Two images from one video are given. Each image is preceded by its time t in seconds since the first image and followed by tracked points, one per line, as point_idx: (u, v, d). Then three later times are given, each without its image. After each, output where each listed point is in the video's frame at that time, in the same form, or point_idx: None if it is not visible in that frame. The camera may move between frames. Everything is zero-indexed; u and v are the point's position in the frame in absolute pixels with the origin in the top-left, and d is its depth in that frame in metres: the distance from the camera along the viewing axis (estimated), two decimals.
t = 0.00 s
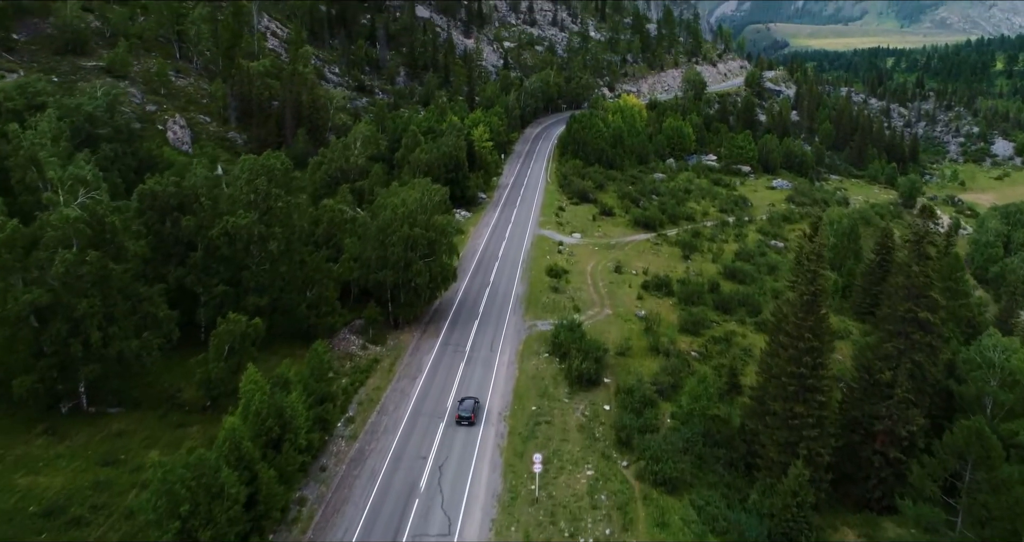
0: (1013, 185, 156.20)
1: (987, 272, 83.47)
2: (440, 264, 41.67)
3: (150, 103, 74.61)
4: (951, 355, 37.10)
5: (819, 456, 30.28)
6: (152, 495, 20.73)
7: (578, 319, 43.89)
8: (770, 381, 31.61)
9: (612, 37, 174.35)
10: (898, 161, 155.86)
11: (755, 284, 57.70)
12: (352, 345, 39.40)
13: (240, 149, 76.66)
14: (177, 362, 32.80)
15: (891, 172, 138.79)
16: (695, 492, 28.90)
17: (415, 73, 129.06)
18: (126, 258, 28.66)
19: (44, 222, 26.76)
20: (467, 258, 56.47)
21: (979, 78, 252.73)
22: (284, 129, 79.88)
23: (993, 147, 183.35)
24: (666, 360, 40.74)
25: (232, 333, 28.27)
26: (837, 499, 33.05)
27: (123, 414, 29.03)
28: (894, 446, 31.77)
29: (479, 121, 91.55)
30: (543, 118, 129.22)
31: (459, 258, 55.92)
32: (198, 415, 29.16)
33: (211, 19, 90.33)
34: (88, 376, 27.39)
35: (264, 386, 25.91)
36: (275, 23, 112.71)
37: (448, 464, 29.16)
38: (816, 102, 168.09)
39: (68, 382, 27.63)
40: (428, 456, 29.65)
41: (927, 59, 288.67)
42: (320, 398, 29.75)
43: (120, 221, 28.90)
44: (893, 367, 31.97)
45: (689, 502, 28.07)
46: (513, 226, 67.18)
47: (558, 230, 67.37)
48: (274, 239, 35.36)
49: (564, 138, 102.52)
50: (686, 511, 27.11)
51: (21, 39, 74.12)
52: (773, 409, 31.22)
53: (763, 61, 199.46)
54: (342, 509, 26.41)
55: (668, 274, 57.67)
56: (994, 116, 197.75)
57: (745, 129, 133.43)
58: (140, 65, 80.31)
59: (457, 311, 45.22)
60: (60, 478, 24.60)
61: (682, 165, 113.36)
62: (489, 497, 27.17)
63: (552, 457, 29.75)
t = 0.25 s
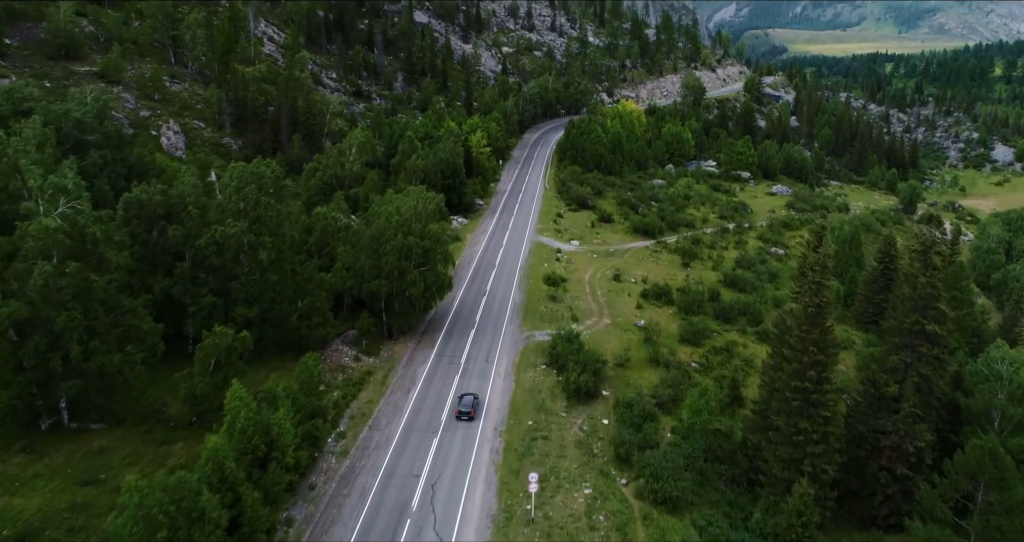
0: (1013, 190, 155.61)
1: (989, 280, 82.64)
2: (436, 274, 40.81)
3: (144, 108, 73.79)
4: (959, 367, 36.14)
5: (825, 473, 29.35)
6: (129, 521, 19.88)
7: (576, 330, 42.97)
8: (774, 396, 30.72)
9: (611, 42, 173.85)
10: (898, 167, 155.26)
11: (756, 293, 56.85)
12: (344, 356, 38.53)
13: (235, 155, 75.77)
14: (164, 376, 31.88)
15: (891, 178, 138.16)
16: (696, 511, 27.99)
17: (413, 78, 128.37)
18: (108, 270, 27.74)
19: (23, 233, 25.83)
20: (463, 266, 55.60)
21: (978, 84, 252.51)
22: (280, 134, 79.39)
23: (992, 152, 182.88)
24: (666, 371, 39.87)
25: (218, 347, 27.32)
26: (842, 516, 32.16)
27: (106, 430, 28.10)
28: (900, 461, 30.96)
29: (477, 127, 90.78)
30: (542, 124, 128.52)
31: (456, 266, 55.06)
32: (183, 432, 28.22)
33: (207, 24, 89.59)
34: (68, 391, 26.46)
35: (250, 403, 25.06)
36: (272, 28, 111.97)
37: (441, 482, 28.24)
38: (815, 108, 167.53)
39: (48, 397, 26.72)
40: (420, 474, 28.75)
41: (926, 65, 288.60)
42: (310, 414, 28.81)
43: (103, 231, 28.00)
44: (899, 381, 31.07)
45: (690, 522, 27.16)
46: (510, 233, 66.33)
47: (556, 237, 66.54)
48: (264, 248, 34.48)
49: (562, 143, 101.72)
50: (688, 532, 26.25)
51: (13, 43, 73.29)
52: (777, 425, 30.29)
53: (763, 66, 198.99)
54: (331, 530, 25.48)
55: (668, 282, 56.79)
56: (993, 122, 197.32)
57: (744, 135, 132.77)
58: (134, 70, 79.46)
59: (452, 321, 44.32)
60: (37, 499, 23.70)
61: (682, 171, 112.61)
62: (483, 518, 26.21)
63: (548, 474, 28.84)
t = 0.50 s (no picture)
0: (1014, 196, 154.98)
1: (993, 287, 81.78)
2: (431, 283, 39.91)
3: (138, 114, 73.03)
4: (966, 380, 35.26)
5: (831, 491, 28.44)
6: None
7: (574, 341, 42.04)
8: (777, 410, 29.83)
9: (610, 48, 173.36)
10: (898, 173, 154.67)
11: (757, 301, 55.99)
12: (337, 368, 37.61)
13: (230, 161, 74.92)
14: (150, 390, 30.96)
15: (891, 184, 137.47)
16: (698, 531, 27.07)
17: (412, 84, 127.69)
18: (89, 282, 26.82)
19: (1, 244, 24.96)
20: (459, 274, 54.74)
21: (977, 89, 252.23)
22: (276, 140, 78.41)
23: (993, 158, 182.42)
24: (666, 383, 38.97)
25: (203, 362, 26.37)
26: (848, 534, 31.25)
27: (87, 447, 27.17)
28: (908, 478, 30.08)
29: (475, 133, 89.99)
30: (541, 129, 127.85)
31: (452, 274, 54.17)
32: (168, 449, 27.28)
33: (203, 29, 88.87)
34: (47, 408, 25.54)
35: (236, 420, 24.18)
36: (269, 33, 111.29)
37: (434, 501, 27.31)
38: (815, 113, 166.98)
39: (26, 414, 25.79)
40: (413, 492, 27.82)
41: (925, 71, 288.61)
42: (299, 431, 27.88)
43: (84, 242, 27.10)
44: (907, 396, 30.18)
45: None
46: (508, 241, 65.48)
47: (554, 245, 65.67)
48: (254, 258, 33.60)
49: (561, 149, 100.94)
50: None
51: (6, 49, 72.51)
52: (781, 441, 29.38)
53: (762, 72, 198.54)
54: None
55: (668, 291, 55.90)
56: (993, 128, 196.86)
57: (744, 141, 132.09)
58: (129, 76, 78.69)
59: (448, 331, 43.40)
60: (12, 521, 22.76)
61: (681, 177, 111.83)
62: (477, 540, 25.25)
63: (545, 493, 27.91)
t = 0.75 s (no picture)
0: (1014, 203, 154.27)
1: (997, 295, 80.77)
2: (425, 295, 38.86)
3: (131, 121, 72.15)
4: (976, 395, 34.16)
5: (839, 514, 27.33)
6: None
7: (572, 354, 40.94)
8: (782, 429, 28.74)
9: (609, 54, 172.81)
10: (898, 179, 153.95)
11: (759, 312, 54.97)
12: (328, 383, 36.53)
13: (224, 168, 73.93)
14: (132, 408, 29.87)
15: (892, 191, 136.67)
16: None
17: (409, 90, 126.89)
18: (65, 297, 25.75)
19: None
20: (455, 284, 53.66)
21: (977, 96, 251.99)
22: (271, 147, 77.39)
23: (993, 164, 181.78)
24: (666, 398, 37.90)
25: (184, 380, 25.23)
26: None
27: (63, 469, 26.07)
28: (917, 499, 29.01)
29: (472, 140, 89.08)
30: (539, 136, 126.97)
31: (447, 284, 53.11)
32: (148, 470, 26.20)
33: (198, 35, 88.02)
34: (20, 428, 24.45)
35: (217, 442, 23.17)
36: (265, 39, 110.51)
37: (425, 524, 26.21)
38: (815, 120, 166.35)
39: None
40: (403, 515, 26.70)
41: (924, 77, 288.35)
42: (285, 451, 26.77)
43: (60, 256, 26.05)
44: (916, 413, 29.10)
45: None
46: (505, 249, 64.51)
47: (552, 253, 64.67)
48: (241, 270, 32.54)
49: (560, 156, 100.05)
50: None
51: None
52: (786, 460, 28.28)
53: (761, 78, 198.09)
54: None
55: (668, 301, 54.88)
56: (993, 134, 196.34)
57: (744, 148, 131.29)
58: (122, 82, 77.79)
59: (442, 344, 42.33)
60: None
61: (681, 184, 110.97)
62: None
63: (541, 516, 26.78)
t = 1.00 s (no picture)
0: (1015, 209, 153.58)
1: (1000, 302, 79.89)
2: (420, 304, 37.99)
3: (125, 126, 71.40)
4: (985, 409, 33.26)
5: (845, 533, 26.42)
6: None
7: (570, 365, 40.02)
8: (786, 444, 27.84)
9: (608, 59, 172.26)
10: (899, 185, 153.26)
11: (761, 321, 54.11)
12: (320, 395, 35.63)
13: (219, 175, 73.13)
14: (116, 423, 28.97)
15: (892, 197, 135.96)
16: None
17: (407, 95, 126.18)
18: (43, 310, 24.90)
19: None
20: (451, 292, 52.79)
21: (976, 101, 251.70)
22: (266, 153, 76.56)
23: (993, 170, 181.14)
24: (667, 411, 37.00)
25: (167, 397, 24.28)
26: None
27: (42, 487, 25.17)
28: (926, 518, 28.11)
29: (470, 145, 88.33)
30: (538, 141, 126.23)
31: (444, 292, 52.23)
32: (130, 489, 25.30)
33: (193, 40, 87.33)
34: None
35: (200, 462, 22.28)
36: (263, 44, 109.79)
37: None
38: (815, 125, 165.71)
39: None
40: (395, 535, 25.77)
41: (923, 83, 288.10)
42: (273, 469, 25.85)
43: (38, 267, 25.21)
44: (925, 429, 28.21)
45: None
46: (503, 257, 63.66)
47: (550, 261, 63.82)
48: (230, 280, 31.65)
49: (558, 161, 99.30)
50: None
51: None
52: (791, 478, 27.36)
53: (760, 83, 197.66)
54: None
55: (668, 310, 53.98)
56: (993, 140, 195.83)
57: (744, 153, 130.61)
58: (116, 87, 77.04)
59: (438, 354, 41.42)
60: None
61: (680, 190, 110.23)
62: None
63: (538, 536, 25.86)
